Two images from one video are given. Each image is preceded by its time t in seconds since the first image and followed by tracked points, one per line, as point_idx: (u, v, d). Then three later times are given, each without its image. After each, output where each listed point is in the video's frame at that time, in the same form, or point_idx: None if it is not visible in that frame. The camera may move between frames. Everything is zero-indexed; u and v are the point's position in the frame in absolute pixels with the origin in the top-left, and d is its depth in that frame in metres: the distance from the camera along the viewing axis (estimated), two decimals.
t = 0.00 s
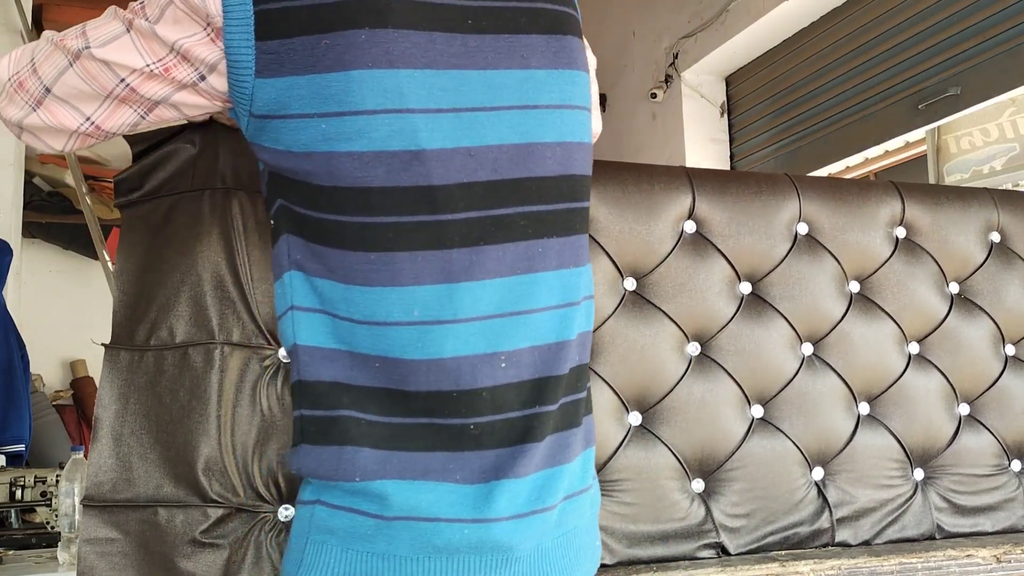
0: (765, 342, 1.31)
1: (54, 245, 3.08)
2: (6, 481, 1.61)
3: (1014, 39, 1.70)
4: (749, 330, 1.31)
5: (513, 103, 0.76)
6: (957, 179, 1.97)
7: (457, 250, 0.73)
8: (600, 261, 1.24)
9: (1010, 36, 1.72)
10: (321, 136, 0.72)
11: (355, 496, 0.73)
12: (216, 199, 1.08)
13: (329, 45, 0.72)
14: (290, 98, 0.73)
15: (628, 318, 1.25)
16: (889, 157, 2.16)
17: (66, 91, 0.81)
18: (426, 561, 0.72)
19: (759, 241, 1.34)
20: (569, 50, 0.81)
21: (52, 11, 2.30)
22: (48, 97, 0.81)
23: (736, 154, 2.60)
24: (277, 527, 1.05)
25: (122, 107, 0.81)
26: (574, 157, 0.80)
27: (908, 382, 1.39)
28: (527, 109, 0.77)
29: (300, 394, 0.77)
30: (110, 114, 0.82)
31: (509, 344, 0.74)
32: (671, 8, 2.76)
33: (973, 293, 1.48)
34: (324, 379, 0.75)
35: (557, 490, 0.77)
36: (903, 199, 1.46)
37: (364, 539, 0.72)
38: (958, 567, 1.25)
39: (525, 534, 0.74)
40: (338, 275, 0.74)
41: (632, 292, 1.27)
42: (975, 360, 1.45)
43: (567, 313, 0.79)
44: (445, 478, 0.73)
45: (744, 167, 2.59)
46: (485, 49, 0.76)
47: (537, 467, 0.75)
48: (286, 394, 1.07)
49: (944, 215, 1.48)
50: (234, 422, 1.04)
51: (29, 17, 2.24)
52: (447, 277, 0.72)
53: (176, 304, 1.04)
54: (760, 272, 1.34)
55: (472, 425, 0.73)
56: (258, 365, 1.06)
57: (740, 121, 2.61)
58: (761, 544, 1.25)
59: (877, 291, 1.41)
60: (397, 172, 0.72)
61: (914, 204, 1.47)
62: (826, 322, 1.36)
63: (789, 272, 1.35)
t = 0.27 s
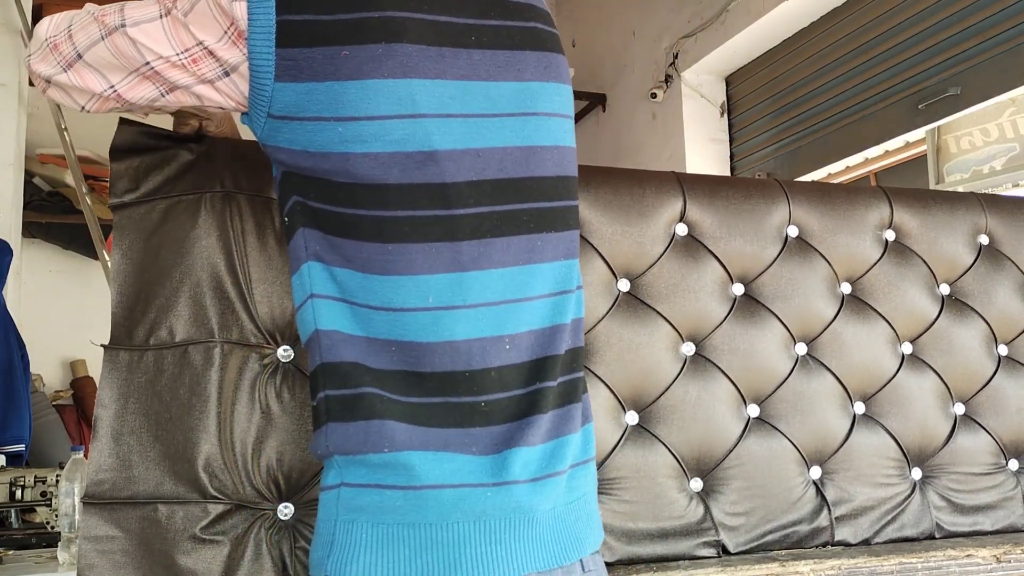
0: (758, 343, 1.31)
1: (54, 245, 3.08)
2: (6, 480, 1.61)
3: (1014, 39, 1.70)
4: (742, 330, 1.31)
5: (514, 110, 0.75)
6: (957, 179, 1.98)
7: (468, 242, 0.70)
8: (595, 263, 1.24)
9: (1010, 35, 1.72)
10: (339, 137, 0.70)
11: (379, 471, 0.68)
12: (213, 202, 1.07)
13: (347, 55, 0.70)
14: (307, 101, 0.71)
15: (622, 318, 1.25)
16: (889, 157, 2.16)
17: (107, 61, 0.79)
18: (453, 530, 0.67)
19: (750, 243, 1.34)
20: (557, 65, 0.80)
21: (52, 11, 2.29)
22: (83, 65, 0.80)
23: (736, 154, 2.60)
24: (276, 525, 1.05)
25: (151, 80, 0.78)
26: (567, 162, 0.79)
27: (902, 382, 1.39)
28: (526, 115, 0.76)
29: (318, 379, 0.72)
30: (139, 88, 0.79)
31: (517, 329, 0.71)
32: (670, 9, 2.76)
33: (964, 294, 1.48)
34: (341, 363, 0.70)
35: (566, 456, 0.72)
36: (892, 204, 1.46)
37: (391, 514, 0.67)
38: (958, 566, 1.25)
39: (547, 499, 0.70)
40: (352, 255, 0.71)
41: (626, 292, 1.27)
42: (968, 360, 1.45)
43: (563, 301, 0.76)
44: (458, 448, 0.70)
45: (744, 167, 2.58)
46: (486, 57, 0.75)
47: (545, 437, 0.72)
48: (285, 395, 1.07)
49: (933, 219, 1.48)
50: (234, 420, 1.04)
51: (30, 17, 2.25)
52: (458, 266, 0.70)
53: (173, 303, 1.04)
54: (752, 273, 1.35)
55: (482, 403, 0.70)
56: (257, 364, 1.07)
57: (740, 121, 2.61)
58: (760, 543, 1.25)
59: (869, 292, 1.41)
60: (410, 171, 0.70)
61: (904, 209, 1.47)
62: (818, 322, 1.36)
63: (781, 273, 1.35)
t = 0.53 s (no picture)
0: (758, 343, 1.31)
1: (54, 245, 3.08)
2: (6, 480, 1.61)
3: (1014, 39, 1.70)
4: (741, 330, 1.31)
5: (513, 125, 0.80)
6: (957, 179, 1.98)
7: (478, 246, 0.74)
8: (594, 264, 1.24)
9: (1010, 36, 1.72)
10: (367, 149, 0.73)
11: (394, 468, 0.68)
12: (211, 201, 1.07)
13: (371, 71, 0.75)
14: (336, 116, 0.74)
15: (621, 318, 1.25)
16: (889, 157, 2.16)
17: (150, 136, 0.75)
18: (466, 521, 0.67)
19: (749, 243, 1.34)
20: (545, 84, 0.85)
21: (53, 11, 2.22)
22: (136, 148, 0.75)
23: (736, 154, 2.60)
24: (275, 524, 1.05)
25: (205, 141, 0.75)
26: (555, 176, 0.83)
27: (902, 382, 1.39)
28: (523, 130, 0.80)
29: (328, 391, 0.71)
30: (193, 154, 0.75)
31: (518, 331, 0.74)
32: (670, 9, 2.76)
33: (963, 293, 1.48)
34: (358, 374, 0.70)
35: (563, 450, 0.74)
36: (890, 204, 1.46)
37: (404, 507, 0.67)
38: (958, 567, 1.25)
39: (549, 489, 0.71)
40: (368, 262, 0.72)
41: (625, 293, 1.26)
42: (967, 360, 1.45)
43: (557, 306, 0.79)
44: (468, 444, 0.70)
45: (744, 168, 2.59)
46: (485, 76, 0.80)
47: (545, 430, 0.73)
48: (285, 395, 1.07)
49: (931, 219, 1.48)
50: (233, 420, 1.04)
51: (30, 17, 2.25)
52: (468, 269, 0.73)
53: (173, 304, 1.04)
54: (751, 273, 1.35)
55: (489, 399, 0.72)
56: (256, 364, 1.07)
57: (740, 121, 2.61)
58: (760, 543, 1.25)
59: (868, 292, 1.41)
60: (428, 179, 0.74)
61: (902, 209, 1.47)
62: (817, 323, 1.36)
63: (780, 274, 1.35)
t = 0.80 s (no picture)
0: (758, 342, 1.31)
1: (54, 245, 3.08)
2: (6, 480, 1.61)
3: (1014, 39, 1.70)
4: (742, 330, 1.31)
5: (585, 154, 0.86)
6: (957, 179, 1.98)
7: (560, 256, 0.79)
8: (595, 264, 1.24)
9: (1010, 36, 1.72)
10: (497, 157, 0.77)
11: (472, 451, 0.71)
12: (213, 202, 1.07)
13: (509, 87, 0.79)
14: (476, 124, 0.78)
15: (623, 318, 1.25)
16: (889, 157, 2.16)
17: (314, 146, 0.72)
18: (535, 502, 0.70)
19: (751, 243, 1.34)
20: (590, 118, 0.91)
21: (53, 11, 2.29)
22: (300, 161, 0.72)
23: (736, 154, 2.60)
24: (276, 525, 1.05)
25: (369, 150, 0.73)
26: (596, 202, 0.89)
27: (903, 381, 1.39)
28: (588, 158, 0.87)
29: (423, 378, 0.75)
30: (356, 163, 0.73)
31: (575, 336, 0.79)
32: (670, 9, 2.76)
33: (964, 293, 1.48)
34: (463, 367, 0.74)
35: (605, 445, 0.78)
36: (892, 203, 1.46)
37: (479, 489, 0.70)
38: (958, 567, 1.25)
39: (599, 477, 0.76)
40: (476, 260, 0.76)
41: (626, 292, 1.26)
42: (968, 360, 1.45)
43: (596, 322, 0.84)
44: (538, 434, 0.75)
45: (744, 167, 2.58)
46: (571, 107, 0.86)
47: (596, 424, 0.78)
48: (285, 394, 1.07)
49: (934, 219, 1.48)
50: (233, 420, 1.03)
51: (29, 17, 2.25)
52: (556, 277, 0.79)
53: (173, 304, 1.04)
54: (752, 273, 1.34)
55: (552, 395, 0.76)
56: (257, 364, 1.06)
57: (740, 121, 2.61)
58: (760, 543, 1.25)
59: (869, 292, 1.41)
60: (539, 193, 0.79)
61: (903, 208, 1.47)
62: (818, 322, 1.36)
63: (781, 274, 1.35)
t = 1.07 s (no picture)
0: (757, 343, 1.31)
1: (54, 245, 3.08)
2: (6, 481, 1.61)
3: (1014, 39, 1.70)
4: (741, 330, 1.31)
5: (556, 144, 0.84)
6: (957, 179, 1.98)
7: (520, 250, 0.78)
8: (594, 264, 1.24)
9: (1010, 36, 1.72)
10: (440, 150, 0.77)
11: (416, 450, 0.71)
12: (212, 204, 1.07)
13: (447, 79, 0.79)
14: (412, 119, 0.78)
15: (622, 318, 1.25)
16: (889, 157, 2.16)
17: (288, 169, 0.75)
18: (480, 503, 0.69)
19: (748, 244, 1.34)
20: (577, 112, 0.90)
21: (52, 11, 2.28)
22: (280, 187, 0.74)
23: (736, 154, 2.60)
24: (276, 524, 1.05)
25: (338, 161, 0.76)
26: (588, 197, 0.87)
27: (901, 381, 1.39)
28: (568, 149, 0.85)
29: (376, 377, 0.75)
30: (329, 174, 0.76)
31: (552, 331, 0.78)
32: (670, 9, 2.76)
33: (962, 293, 1.48)
34: (415, 364, 0.74)
35: (578, 443, 0.76)
36: (889, 204, 1.46)
37: (422, 488, 0.70)
38: (958, 567, 1.25)
39: (561, 478, 0.73)
40: (426, 258, 0.75)
41: (625, 293, 1.26)
42: (966, 360, 1.45)
43: (583, 317, 0.82)
44: (491, 432, 0.73)
45: (744, 168, 2.59)
46: (539, 99, 0.85)
47: (563, 423, 0.76)
48: (285, 394, 1.07)
49: (931, 219, 1.48)
50: (233, 419, 1.03)
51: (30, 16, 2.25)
52: (517, 271, 0.77)
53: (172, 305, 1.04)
54: (750, 274, 1.34)
55: (517, 391, 0.75)
56: (256, 364, 1.07)
57: (739, 121, 2.61)
58: (760, 543, 1.25)
59: (867, 292, 1.41)
60: (489, 184, 0.78)
61: (901, 208, 1.47)
62: (817, 323, 1.36)
63: (780, 274, 1.35)
